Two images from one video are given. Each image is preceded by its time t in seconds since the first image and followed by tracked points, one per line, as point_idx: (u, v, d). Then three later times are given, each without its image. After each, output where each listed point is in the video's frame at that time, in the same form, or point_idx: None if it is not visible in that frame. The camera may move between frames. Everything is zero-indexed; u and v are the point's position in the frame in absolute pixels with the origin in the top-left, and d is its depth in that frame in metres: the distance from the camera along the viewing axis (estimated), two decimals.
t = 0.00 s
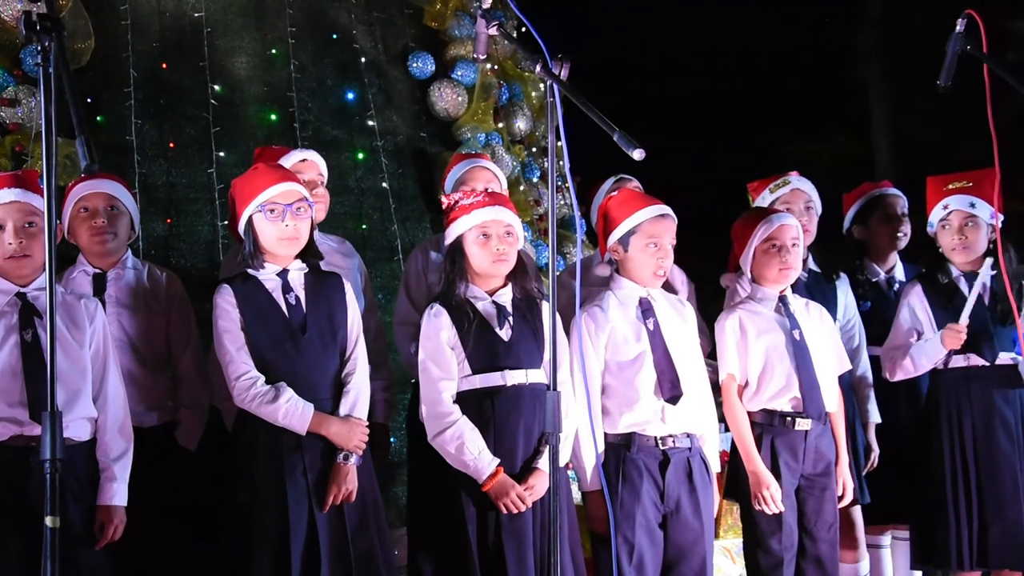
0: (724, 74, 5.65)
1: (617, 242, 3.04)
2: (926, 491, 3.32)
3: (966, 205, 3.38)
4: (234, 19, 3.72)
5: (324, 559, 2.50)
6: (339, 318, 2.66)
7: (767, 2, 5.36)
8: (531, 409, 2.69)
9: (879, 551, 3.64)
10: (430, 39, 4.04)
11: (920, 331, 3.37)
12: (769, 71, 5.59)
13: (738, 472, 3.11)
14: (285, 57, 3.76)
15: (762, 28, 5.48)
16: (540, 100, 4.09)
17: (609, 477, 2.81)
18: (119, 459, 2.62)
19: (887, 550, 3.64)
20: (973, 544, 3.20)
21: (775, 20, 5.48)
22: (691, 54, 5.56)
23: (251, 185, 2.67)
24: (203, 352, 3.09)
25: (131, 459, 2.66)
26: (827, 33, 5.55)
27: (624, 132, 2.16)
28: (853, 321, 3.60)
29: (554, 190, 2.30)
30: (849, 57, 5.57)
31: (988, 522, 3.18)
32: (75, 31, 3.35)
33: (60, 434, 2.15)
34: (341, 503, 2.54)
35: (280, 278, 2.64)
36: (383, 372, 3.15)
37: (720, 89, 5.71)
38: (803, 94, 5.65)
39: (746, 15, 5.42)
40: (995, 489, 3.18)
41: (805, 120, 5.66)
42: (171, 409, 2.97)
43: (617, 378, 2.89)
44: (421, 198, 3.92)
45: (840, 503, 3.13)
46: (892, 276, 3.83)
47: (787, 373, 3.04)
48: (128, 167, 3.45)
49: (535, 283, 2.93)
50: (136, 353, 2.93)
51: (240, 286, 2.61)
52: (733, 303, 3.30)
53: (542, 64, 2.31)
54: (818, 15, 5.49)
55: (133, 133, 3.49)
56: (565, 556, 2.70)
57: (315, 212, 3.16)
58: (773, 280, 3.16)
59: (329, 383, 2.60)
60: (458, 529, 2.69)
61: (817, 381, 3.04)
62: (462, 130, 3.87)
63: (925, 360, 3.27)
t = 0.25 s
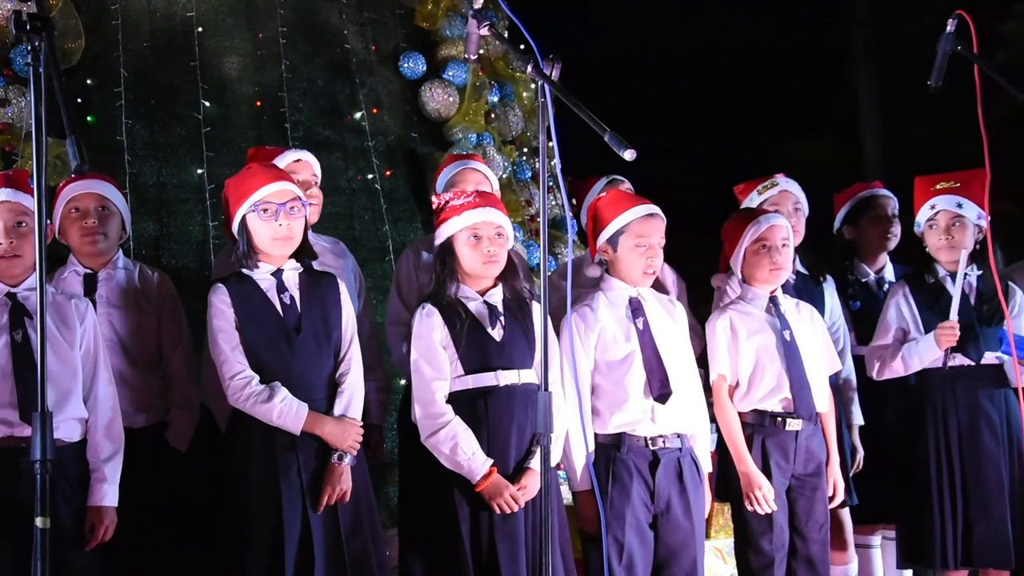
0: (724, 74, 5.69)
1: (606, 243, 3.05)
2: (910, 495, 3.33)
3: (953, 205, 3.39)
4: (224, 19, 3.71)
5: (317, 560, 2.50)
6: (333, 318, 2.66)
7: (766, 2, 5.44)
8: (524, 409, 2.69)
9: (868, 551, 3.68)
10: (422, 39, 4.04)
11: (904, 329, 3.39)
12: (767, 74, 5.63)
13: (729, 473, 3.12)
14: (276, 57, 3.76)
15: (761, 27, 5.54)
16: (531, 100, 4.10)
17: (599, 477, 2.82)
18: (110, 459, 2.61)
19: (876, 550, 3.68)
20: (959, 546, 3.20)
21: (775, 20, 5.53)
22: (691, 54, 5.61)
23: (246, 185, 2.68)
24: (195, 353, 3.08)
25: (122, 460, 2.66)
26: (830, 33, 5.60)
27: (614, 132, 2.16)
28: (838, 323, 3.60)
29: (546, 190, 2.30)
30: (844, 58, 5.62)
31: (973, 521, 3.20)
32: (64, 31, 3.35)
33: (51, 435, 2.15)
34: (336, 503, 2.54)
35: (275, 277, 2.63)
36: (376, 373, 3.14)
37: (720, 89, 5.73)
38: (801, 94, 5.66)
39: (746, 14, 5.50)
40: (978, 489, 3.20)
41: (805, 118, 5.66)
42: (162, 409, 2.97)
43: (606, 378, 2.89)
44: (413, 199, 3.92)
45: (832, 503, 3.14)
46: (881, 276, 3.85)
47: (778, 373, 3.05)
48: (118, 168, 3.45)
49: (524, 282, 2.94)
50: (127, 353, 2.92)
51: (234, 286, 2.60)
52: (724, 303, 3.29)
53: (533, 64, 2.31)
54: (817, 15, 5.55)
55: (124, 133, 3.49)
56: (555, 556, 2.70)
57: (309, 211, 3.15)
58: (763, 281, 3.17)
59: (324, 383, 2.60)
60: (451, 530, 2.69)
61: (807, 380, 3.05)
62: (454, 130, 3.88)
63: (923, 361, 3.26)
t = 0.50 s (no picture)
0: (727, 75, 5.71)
1: (601, 242, 3.05)
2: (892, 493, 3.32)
3: (936, 205, 3.43)
4: (219, 19, 3.70)
5: (312, 560, 2.50)
6: (329, 318, 2.67)
7: (766, 2, 5.48)
8: (520, 409, 2.70)
9: (863, 551, 3.62)
10: (415, 39, 4.03)
11: (888, 329, 3.40)
12: (760, 70, 5.65)
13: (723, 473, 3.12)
14: (270, 57, 3.76)
15: (761, 27, 5.57)
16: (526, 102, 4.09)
17: (595, 478, 2.82)
18: (103, 460, 2.61)
19: (871, 550, 3.63)
20: (941, 548, 3.21)
21: (775, 20, 5.58)
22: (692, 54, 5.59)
23: (241, 184, 2.68)
24: (189, 353, 3.08)
25: (115, 460, 2.66)
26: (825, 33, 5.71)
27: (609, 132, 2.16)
28: (833, 324, 3.60)
29: (540, 191, 2.30)
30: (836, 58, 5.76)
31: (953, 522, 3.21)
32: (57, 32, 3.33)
33: (45, 436, 2.14)
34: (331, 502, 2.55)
35: (271, 277, 2.64)
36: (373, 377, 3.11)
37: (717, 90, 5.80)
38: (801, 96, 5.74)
39: (746, 14, 5.51)
40: (959, 487, 3.21)
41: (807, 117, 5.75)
42: (156, 410, 2.96)
43: (602, 378, 2.90)
44: (407, 199, 3.93)
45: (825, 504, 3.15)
46: (874, 274, 3.85)
47: (773, 374, 3.05)
48: (112, 168, 3.45)
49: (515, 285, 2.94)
50: (120, 354, 2.92)
51: (230, 286, 2.60)
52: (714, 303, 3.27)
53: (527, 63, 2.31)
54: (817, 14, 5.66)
55: (118, 133, 3.49)
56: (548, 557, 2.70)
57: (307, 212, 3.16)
58: (757, 282, 3.18)
59: (320, 383, 2.60)
60: (446, 530, 2.69)
61: (800, 382, 3.05)
62: (448, 130, 3.89)
63: (910, 375, 3.27)
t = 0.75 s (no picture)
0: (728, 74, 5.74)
1: (598, 242, 3.05)
2: (881, 492, 3.32)
3: (922, 205, 3.43)
4: (216, 18, 3.70)
5: (309, 561, 2.49)
6: (326, 317, 2.66)
7: (767, 2, 5.52)
8: (515, 408, 2.71)
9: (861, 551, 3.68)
10: (412, 39, 4.05)
11: (875, 329, 3.38)
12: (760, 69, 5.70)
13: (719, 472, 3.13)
14: (267, 57, 3.75)
15: (761, 27, 5.62)
16: (522, 101, 4.12)
17: (591, 477, 2.82)
18: (99, 460, 2.60)
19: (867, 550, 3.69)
20: (930, 546, 3.20)
21: (776, 20, 5.63)
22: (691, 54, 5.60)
23: (238, 183, 2.67)
24: (186, 352, 3.08)
25: (111, 459, 2.65)
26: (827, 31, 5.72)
27: (605, 132, 2.16)
28: (833, 322, 3.66)
29: (537, 191, 2.30)
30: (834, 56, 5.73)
31: (944, 521, 3.20)
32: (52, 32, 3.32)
33: (40, 435, 2.14)
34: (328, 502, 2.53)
35: (268, 276, 2.64)
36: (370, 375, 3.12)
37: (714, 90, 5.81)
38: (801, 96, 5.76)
39: (746, 14, 5.56)
40: (947, 485, 3.22)
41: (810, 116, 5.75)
42: (153, 410, 2.96)
43: (598, 376, 2.90)
44: (404, 199, 3.93)
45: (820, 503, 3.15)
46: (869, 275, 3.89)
47: (766, 374, 3.06)
48: (108, 167, 3.45)
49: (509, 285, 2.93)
50: (116, 354, 2.92)
51: (227, 284, 2.61)
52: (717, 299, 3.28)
53: (524, 64, 2.30)
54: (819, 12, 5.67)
55: (114, 133, 3.48)
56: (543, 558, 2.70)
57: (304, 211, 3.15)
58: (753, 281, 3.18)
59: (317, 383, 2.60)
60: (443, 530, 2.69)
61: (796, 381, 3.06)
62: (444, 130, 3.89)
63: (900, 377, 3.23)
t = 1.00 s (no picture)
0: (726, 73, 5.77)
1: (593, 241, 3.06)
2: (876, 492, 3.35)
3: (915, 205, 3.43)
4: (212, 18, 3.70)
5: (305, 561, 2.49)
6: (324, 317, 2.66)
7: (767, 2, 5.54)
8: (510, 409, 2.71)
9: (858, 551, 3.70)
10: (409, 38, 4.03)
11: (869, 329, 3.38)
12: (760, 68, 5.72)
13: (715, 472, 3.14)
14: (263, 57, 3.75)
15: (761, 26, 5.63)
16: (519, 101, 4.12)
17: (586, 476, 2.82)
18: (95, 460, 2.60)
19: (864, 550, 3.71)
20: (924, 546, 3.23)
21: (776, 20, 5.65)
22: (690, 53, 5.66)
23: (235, 182, 2.68)
24: (182, 352, 3.07)
25: (108, 459, 2.64)
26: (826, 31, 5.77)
27: (603, 132, 2.15)
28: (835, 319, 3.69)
29: (535, 191, 2.29)
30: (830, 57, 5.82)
31: (937, 521, 3.22)
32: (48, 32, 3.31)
33: (37, 436, 2.13)
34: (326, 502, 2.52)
35: (267, 276, 2.64)
36: (368, 375, 3.13)
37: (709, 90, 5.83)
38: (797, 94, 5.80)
39: (746, 14, 5.58)
40: (942, 488, 3.23)
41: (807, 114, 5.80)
42: (149, 409, 2.95)
43: (594, 376, 2.90)
44: (400, 199, 3.93)
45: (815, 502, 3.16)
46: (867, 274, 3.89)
47: (762, 374, 3.07)
48: (105, 167, 3.43)
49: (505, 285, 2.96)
50: (113, 354, 2.91)
51: (226, 284, 2.61)
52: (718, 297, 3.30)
53: (521, 64, 2.28)
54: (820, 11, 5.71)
55: (111, 132, 3.48)
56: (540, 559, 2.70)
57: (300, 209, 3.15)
58: (749, 281, 3.19)
59: (314, 383, 2.60)
60: (440, 530, 2.69)
61: (792, 382, 3.06)
62: (441, 129, 3.88)
63: (897, 379, 3.24)
